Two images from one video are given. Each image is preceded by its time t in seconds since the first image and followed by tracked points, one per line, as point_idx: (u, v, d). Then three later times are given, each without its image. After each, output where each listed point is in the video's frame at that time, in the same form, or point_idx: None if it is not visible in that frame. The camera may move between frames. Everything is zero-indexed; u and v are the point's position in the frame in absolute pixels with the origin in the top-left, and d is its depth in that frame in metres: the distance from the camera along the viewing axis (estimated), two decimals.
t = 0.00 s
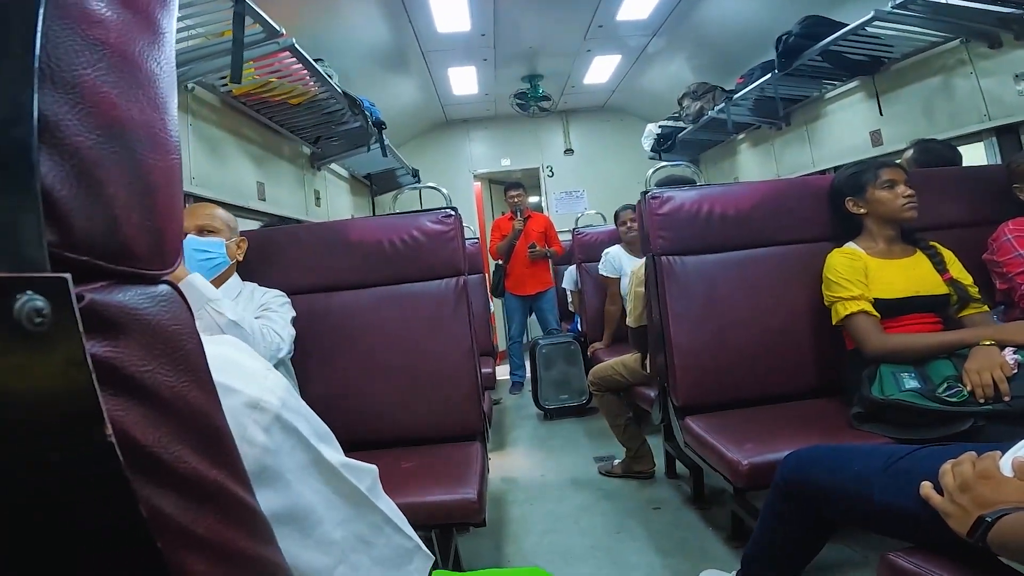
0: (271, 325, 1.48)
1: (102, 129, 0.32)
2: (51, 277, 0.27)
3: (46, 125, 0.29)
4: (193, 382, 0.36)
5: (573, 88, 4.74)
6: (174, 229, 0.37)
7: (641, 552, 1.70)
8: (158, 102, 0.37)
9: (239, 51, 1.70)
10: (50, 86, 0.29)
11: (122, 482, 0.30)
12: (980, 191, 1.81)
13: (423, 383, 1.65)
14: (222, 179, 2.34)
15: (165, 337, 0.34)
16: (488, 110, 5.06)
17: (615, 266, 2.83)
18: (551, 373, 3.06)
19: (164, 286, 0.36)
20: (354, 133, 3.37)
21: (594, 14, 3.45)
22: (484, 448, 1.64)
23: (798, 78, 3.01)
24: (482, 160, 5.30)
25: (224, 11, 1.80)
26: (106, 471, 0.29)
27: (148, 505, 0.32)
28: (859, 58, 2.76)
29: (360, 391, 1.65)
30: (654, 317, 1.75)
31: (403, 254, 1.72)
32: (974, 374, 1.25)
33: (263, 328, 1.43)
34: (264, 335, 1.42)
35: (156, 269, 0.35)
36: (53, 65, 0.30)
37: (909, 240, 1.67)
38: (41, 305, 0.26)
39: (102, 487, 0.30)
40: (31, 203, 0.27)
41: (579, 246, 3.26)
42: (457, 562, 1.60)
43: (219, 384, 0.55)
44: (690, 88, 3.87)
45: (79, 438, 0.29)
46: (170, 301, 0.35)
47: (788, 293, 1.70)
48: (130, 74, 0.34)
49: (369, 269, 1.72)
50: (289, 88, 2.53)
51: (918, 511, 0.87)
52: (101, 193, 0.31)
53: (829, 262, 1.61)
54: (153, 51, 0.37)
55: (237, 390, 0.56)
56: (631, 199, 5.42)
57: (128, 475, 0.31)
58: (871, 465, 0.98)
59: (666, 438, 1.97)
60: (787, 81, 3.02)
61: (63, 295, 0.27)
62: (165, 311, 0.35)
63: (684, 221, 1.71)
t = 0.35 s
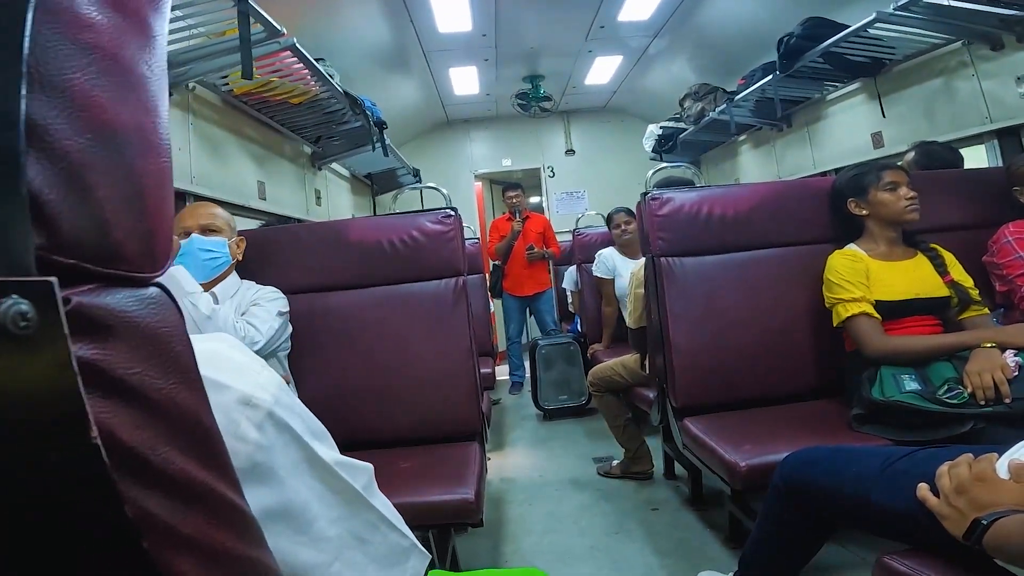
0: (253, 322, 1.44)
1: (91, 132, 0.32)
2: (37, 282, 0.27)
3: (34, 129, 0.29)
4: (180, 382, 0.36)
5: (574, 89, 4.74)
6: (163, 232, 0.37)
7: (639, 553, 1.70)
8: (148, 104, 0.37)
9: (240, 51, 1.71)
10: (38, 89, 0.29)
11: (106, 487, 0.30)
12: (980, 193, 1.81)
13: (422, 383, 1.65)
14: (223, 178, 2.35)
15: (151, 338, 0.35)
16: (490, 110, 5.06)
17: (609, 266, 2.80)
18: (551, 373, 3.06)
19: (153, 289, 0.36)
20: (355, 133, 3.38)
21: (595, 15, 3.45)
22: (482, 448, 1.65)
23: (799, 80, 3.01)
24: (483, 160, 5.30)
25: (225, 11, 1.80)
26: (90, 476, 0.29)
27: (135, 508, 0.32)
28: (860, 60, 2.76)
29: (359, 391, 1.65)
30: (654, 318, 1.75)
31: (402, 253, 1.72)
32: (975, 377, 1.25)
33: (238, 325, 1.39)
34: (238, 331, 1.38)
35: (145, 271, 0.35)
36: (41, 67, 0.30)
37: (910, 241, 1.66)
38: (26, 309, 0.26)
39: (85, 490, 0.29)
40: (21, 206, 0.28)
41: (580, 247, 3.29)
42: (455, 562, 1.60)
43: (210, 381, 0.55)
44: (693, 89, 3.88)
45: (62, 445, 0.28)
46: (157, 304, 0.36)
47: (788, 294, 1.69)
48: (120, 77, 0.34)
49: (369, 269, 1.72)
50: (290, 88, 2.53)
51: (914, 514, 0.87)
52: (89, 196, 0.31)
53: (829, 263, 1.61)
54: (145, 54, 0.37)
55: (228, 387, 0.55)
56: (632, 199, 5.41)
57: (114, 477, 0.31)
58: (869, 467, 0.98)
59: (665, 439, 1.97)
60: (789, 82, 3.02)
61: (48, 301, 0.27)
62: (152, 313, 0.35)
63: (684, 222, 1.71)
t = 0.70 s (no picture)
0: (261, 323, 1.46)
1: (127, 118, 0.32)
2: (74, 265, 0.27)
3: (72, 115, 0.29)
4: (210, 372, 0.37)
5: (580, 87, 4.73)
6: (194, 220, 0.37)
7: (642, 552, 1.70)
8: (180, 91, 0.37)
9: (249, 46, 1.71)
10: (77, 76, 0.30)
11: (142, 476, 0.30)
12: (988, 194, 1.80)
13: (427, 380, 1.65)
14: (229, 173, 2.36)
15: (184, 327, 0.35)
16: (495, 108, 5.06)
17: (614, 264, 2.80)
18: (555, 371, 3.06)
19: (184, 277, 0.36)
20: (361, 129, 3.38)
21: (602, 13, 3.44)
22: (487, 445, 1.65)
23: (806, 79, 3.00)
24: (488, 157, 5.30)
25: (234, 6, 1.81)
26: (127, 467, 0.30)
27: (168, 497, 0.33)
28: (869, 59, 2.75)
29: (364, 387, 1.65)
30: (660, 317, 1.75)
31: (409, 250, 1.72)
32: (981, 378, 1.25)
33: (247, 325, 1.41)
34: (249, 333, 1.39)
35: (175, 259, 0.36)
36: (79, 53, 0.30)
37: (916, 242, 1.65)
38: (69, 293, 0.27)
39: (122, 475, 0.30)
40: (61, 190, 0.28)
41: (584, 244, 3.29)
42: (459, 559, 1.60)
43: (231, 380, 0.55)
44: (699, 88, 3.87)
45: (88, 423, 0.29)
46: (189, 292, 0.36)
47: (795, 294, 1.69)
48: (154, 64, 0.35)
49: (376, 265, 1.72)
50: (297, 84, 2.54)
51: (922, 515, 0.86)
52: (125, 180, 0.32)
53: (834, 264, 1.61)
54: (177, 42, 0.38)
55: (249, 387, 0.56)
56: (636, 198, 5.41)
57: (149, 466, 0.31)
58: (875, 467, 0.98)
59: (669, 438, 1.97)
60: (796, 82, 3.01)
61: (89, 286, 0.27)
62: (185, 300, 0.35)
63: (691, 221, 1.71)
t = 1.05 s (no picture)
0: (269, 328, 1.46)
1: (129, 119, 0.32)
2: (76, 270, 0.27)
3: (74, 115, 0.29)
4: (210, 376, 0.37)
5: (580, 86, 4.73)
6: (196, 222, 0.37)
7: (641, 552, 1.70)
8: (182, 92, 0.37)
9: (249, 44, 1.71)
10: (78, 78, 0.30)
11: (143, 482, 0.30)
12: (988, 194, 1.80)
13: (426, 379, 1.65)
14: (229, 171, 2.35)
15: (185, 331, 0.35)
16: (495, 107, 5.05)
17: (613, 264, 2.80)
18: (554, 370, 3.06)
19: (185, 279, 0.36)
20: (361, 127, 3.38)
21: (603, 12, 3.44)
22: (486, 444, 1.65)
23: (806, 79, 3.00)
24: (488, 156, 5.30)
25: (235, 4, 1.80)
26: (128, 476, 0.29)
27: (171, 503, 0.33)
28: (869, 60, 2.75)
29: (364, 386, 1.65)
30: (660, 316, 1.75)
31: (409, 249, 1.72)
32: (980, 378, 1.25)
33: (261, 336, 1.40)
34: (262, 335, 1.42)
35: (178, 261, 0.36)
36: (80, 54, 0.30)
37: (915, 241, 1.65)
38: (69, 298, 0.26)
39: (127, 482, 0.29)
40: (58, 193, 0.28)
41: (584, 243, 3.29)
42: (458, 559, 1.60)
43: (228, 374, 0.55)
44: (699, 88, 3.88)
45: (89, 424, 0.28)
46: (190, 295, 0.36)
47: (794, 294, 1.69)
48: (155, 64, 0.35)
49: (376, 263, 1.72)
50: (297, 81, 2.53)
51: (921, 515, 0.87)
52: (127, 182, 0.32)
53: (833, 264, 1.61)
54: (179, 42, 0.38)
55: (248, 382, 0.56)
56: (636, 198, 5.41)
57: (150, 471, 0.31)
58: (875, 467, 0.98)
59: (669, 438, 1.97)
60: (797, 82, 3.01)
61: (90, 293, 0.27)
62: (184, 304, 0.35)
63: (691, 220, 1.70)
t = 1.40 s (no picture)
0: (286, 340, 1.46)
1: (128, 127, 0.33)
2: (78, 273, 0.28)
3: (74, 124, 0.30)
4: (208, 374, 0.38)
5: (581, 87, 4.74)
6: (193, 228, 0.38)
7: (643, 553, 1.70)
8: (179, 101, 0.38)
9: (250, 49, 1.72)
10: (79, 87, 0.30)
11: (143, 476, 0.31)
12: (988, 194, 1.80)
13: (427, 380, 1.66)
14: (231, 175, 2.37)
15: (183, 330, 0.36)
16: (496, 108, 5.07)
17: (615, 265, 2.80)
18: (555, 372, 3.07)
19: (182, 282, 0.37)
20: (362, 130, 3.39)
21: (603, 14, 3.44)
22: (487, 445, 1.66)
23: (806, 80, 3.00)
24: (490, 158, 5.31)
25: (236, 9, 1.82)
26: (128, 470, 0.30)
27: (168, 498, 0.34)
28: (869, 60, 2.75)
29: (365, 388, 1.66)
30: (660, 317, 1.75)
31: (410, 251, 1.73)
32: (980, 378, 1.25)
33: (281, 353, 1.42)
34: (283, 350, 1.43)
35: (176, 265, 0.36)
36: (80, 63, 0.31)
37: (915, 242, 1.65)
38: (71, 300, 0.27)
39: (126, 475, 0.30)
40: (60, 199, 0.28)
41: (585, 244, 3.29)
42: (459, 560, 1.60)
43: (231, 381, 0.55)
44: (700, 88, 3.89)
45: (90, 423, 0.29)
46: (187, 296, 0.37)
47: (794, 295, 1.69)
48: (154, 76, 0.36)
49: (377, 266, 1.73)
50: (299, 85, 2.54)
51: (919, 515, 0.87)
52: (127, 190, 0.32)
53: (834, 265, 1.61)
54: (175, 53, 0.38)
55: (250, 388, 0.57)
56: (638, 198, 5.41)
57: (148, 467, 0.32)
58: (875, 467, 0.98)
59: (670, 439, 1.97)
60: (796, 82, 3.01)
61: (90, 295, 0.28)
62: (182, 305, 0.36)
63: (691, 221, 1.71)
